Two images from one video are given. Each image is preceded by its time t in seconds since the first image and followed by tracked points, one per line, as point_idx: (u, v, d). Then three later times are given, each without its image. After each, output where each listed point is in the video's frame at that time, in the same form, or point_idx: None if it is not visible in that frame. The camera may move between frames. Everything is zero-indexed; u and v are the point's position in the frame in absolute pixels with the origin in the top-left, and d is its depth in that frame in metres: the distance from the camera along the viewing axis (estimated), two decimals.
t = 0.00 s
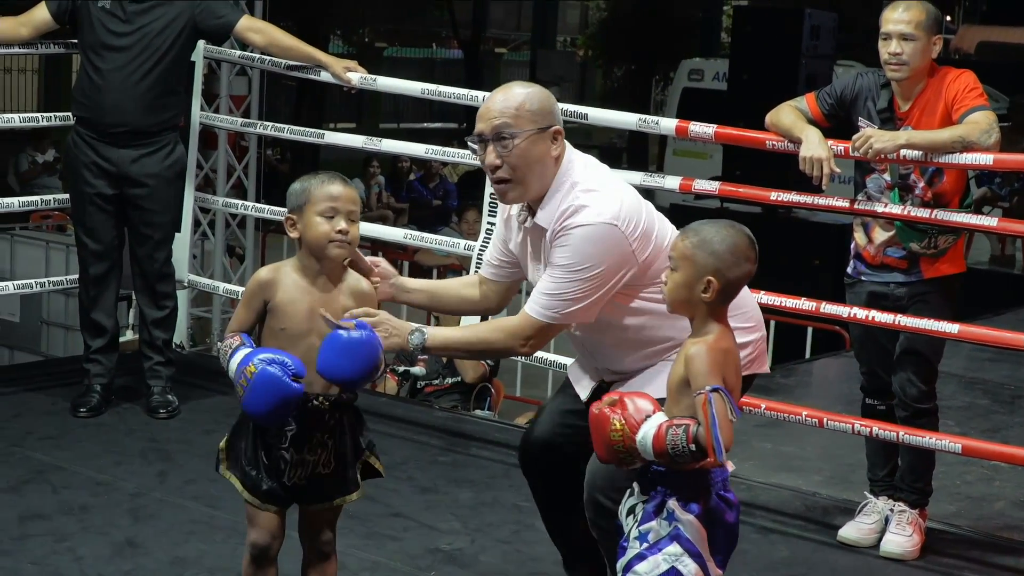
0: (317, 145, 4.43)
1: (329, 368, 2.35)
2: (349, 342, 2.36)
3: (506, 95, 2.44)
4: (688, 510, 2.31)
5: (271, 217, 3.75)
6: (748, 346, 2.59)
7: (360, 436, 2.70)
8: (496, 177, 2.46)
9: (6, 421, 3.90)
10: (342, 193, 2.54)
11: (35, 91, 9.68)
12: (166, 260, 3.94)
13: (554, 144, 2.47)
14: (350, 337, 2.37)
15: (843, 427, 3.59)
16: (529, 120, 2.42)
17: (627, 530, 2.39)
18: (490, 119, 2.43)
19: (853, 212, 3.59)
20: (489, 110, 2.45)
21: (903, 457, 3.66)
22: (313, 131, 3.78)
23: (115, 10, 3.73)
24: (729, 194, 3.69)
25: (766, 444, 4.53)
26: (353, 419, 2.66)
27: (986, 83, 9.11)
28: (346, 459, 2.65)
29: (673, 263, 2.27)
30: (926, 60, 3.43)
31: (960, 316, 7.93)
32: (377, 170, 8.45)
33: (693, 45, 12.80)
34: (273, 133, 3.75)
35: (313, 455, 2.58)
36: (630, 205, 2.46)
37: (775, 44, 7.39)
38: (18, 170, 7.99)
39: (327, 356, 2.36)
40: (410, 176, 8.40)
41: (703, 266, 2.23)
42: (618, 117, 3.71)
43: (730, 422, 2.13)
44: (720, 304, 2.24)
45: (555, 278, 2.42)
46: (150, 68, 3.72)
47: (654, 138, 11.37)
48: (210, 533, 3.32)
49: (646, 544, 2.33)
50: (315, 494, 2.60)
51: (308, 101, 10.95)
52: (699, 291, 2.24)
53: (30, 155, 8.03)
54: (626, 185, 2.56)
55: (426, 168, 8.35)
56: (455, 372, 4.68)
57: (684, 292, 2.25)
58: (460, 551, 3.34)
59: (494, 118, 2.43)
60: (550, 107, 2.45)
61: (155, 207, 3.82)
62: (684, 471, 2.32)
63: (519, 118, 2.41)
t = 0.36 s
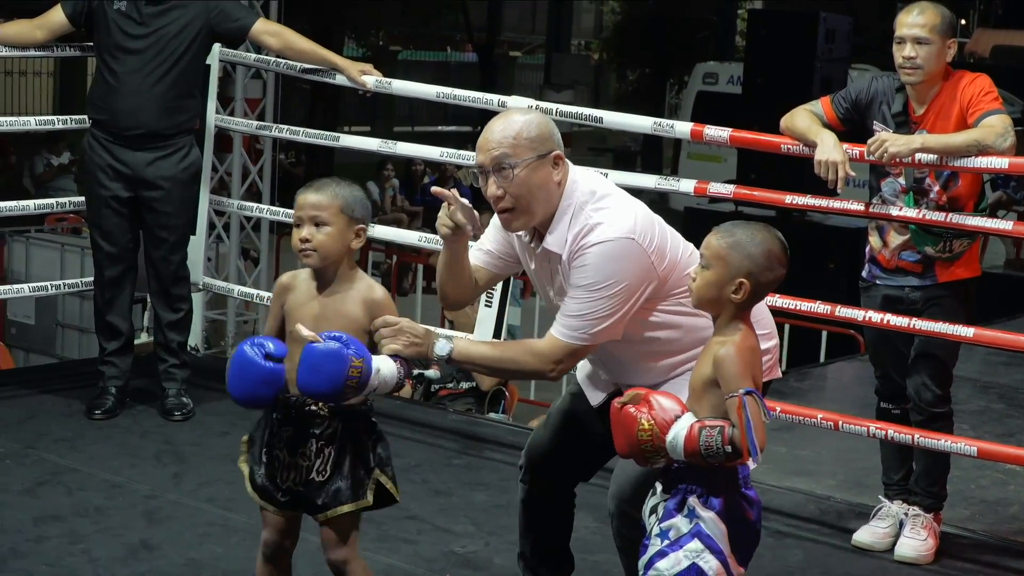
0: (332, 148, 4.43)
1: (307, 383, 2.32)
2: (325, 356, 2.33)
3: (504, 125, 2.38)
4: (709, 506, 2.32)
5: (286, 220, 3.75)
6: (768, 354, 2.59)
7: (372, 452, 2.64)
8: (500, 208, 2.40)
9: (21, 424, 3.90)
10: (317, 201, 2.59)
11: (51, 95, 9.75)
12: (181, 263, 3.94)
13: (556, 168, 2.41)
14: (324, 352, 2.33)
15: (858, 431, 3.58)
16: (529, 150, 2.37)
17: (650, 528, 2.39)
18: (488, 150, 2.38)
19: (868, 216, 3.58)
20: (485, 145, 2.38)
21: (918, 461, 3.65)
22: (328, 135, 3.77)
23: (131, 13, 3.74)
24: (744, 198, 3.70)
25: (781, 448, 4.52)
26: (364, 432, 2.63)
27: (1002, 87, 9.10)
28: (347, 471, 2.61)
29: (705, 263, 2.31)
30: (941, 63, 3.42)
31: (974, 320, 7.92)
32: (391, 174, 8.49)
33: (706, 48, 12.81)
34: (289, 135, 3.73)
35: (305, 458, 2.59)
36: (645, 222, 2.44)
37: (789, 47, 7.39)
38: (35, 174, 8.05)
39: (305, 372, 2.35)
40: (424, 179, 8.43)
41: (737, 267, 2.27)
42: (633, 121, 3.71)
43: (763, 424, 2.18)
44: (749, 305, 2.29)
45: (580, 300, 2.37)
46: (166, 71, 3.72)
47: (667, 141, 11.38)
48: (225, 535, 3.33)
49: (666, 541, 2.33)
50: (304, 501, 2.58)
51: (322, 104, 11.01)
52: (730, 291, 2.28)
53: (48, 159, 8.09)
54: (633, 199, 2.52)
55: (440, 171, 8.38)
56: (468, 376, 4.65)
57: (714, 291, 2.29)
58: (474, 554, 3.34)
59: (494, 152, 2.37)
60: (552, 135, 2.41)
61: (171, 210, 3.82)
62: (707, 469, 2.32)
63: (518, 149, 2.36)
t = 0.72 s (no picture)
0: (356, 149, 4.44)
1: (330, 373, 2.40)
2: (353, 350, 2.40)
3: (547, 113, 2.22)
4: (756, 505, 2.33)
5: (311, 221, 3.77)
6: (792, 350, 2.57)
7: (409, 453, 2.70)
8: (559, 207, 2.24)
9: (47, 423, 3.92)
10: (386, 201, 2.65)
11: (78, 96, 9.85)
12: (206, 263, 3.95)
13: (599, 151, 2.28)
14: (353, 345, 2.40)
15: (883, 435, 3.56)
16: (580, 138, 2.21)
17: (694, 533, 2.39)
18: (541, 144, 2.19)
19: (894, 219, 3.56)
20: (532, 142, 2.21)
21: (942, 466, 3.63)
22: (352, 136, 3.75)
23: (158, 14, 3.75)
24: (769, 201, 3.69)
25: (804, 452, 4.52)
26: (398, 432, 2.69)
27: None
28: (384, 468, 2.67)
29: (740, 264, 2.34)
30: (968, 67, 3.41)
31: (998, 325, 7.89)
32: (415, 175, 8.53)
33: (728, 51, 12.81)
34: (314, 137, 3.71)
35: (344, 454, 2.68)
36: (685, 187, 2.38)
37: (814, 50, 7.39)
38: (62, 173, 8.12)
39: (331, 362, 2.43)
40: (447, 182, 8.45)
41: (774, 265, 2.31)
42: (656, 123, 3.72)
43: (805, 416, 2.22)
44: (786, 302, 2.34)
45: (653, 284, 2.30)
46: (193, 72, 3.74)
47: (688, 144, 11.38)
48: (249, 535, 3.33)
49: (717, 545, 2.34)
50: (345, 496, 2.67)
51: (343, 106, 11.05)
52: (768, 290, 2.32)
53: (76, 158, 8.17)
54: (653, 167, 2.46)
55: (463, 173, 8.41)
56: (492, 378, 4.64)
57: (752, 291, 2.33)
58: (496, 556, 3.34)
59: (546, 149, 2.19)
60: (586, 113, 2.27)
61: (197, 210, 3.83)
62: (749, 468, 2.34)
63: (568, 139, 2.19)
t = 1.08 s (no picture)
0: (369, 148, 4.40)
1: (364, 359, 2.46)
2: (387, 336, 2.47)
3: (617, 117, 2.14)
4: (753, 510, 2.31)
5: (323, 220, 3.74)
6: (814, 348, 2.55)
7: (427, 447, 2.82)
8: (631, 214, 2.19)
9: (53, 422, 3.89)
10: (394, 195, 2.70)
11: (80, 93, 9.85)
12: (215, 262, 3.92)
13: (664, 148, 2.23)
14: (388, 332, 2.47)
15: (894, 437, 3.54)
16: (649, 144, 2.14)
17: (689, 536, 2.39)
18: (621, 152, 2.11)
19: (909, 222, 3.53)
20: (608, 152, 2.12)
21: (955, 469, 3.61)
22: (365, 134, 3.72)
23: (169, 10, 3.72)
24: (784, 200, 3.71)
25: (816, 455, 4.50)
26: (415, 424, 2.81)
27: None
28: (405, 464, 2.77)
29: (750, 275, 2.29)
30: (984, 69, 3.39)
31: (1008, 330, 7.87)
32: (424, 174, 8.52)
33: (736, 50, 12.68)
34: (326, 135, 3.68)
35: (364, 453, 2.76)
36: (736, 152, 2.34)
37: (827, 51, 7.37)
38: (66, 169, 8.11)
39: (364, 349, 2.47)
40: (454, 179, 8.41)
41: (782, 269, 2.25)
42: (674, 122, 3.74)
43: (811, 431, 2.22)
44: (800, 304, 2.29)
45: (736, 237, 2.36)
46: (203, 69, 3.70)
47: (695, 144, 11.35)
48: (258, 536, 3.30)
49: (712, 548, 2.32)
50: (367, 493, 2.73)
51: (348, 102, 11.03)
52: (781, 295, 2.27)
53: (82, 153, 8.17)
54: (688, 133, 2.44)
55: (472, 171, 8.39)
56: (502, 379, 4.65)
57: (766, 301, 2.28)
58: (509, 558, 3.32)
59: (620, 161, 2.12)
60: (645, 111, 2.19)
61: (206, 209, 3.80)
62: (747, 472, 2.32)
63: (640, 148, 2.12)
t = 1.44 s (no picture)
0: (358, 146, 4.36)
1: (391, 371, 2.46)
2: (409, 346, 2.49)
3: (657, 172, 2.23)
4: (752, 513, 2.31)
5: (312, 219, 3.69)
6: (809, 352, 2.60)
7: (413, 451, 2.76)
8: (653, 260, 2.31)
9: (40, 425, 3.84)
10: (391, 196, 2.66)
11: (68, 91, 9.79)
12: (204, 263, 3.88)
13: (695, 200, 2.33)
14: (410, 340, 2.48)
15: (891, 438, 3.50)
16: (684, 202, 2.24)
17: (688, 539, 2.40)
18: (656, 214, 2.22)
19: (904, 219, 3.50)
20: (644, 209, 2.22)
21: (952, 470, 3.57)
22: (355, 133, 3.68)
23: (156, 8, 3.67)
24: (779, 200, 3.66)
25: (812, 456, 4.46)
26: (403, 428, 2.76)
27: None
28: (392, 468, 2.73)
29: (732, 277, 2.32)
30: (980, 64, 3.35)
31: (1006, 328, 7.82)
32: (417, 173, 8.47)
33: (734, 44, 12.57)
34: (314, 134, 3.63)
35: (350, 457, 2.72)
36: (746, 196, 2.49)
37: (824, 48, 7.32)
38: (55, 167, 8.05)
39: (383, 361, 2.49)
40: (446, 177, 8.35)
41: (766, 269, 2.29)
42: (667, 121, 3.68)
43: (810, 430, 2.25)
44: (786, 300, 2.33)
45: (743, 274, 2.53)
46: (190, 67, 3.66)
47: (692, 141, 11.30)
48: (247, 539, 3.26)
49: (711, 551, 2.33)
50: (354, 498, 2.70)
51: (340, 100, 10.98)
52: (767, 294, 2.31)
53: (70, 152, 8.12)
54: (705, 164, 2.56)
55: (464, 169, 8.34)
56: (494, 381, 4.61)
57: (752, 302, 2.32)
58: (500, 561, 3.27)
59: (655, 218, 2.22)
60: (682, 163, 2.28)
61: (195, 208, 3.76)
62: (745, 475, 2.32)
63: (675, 206, 2.23)
